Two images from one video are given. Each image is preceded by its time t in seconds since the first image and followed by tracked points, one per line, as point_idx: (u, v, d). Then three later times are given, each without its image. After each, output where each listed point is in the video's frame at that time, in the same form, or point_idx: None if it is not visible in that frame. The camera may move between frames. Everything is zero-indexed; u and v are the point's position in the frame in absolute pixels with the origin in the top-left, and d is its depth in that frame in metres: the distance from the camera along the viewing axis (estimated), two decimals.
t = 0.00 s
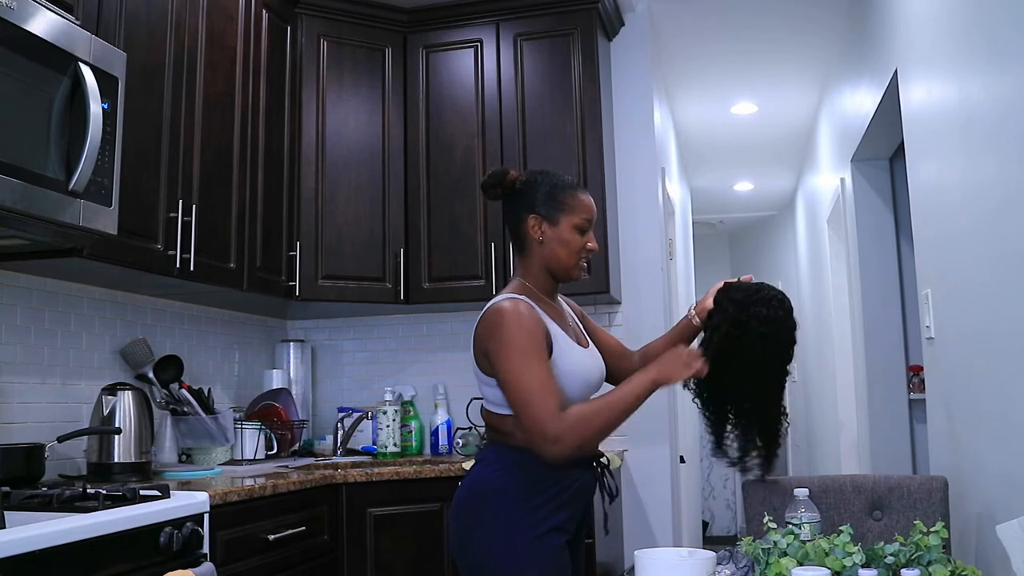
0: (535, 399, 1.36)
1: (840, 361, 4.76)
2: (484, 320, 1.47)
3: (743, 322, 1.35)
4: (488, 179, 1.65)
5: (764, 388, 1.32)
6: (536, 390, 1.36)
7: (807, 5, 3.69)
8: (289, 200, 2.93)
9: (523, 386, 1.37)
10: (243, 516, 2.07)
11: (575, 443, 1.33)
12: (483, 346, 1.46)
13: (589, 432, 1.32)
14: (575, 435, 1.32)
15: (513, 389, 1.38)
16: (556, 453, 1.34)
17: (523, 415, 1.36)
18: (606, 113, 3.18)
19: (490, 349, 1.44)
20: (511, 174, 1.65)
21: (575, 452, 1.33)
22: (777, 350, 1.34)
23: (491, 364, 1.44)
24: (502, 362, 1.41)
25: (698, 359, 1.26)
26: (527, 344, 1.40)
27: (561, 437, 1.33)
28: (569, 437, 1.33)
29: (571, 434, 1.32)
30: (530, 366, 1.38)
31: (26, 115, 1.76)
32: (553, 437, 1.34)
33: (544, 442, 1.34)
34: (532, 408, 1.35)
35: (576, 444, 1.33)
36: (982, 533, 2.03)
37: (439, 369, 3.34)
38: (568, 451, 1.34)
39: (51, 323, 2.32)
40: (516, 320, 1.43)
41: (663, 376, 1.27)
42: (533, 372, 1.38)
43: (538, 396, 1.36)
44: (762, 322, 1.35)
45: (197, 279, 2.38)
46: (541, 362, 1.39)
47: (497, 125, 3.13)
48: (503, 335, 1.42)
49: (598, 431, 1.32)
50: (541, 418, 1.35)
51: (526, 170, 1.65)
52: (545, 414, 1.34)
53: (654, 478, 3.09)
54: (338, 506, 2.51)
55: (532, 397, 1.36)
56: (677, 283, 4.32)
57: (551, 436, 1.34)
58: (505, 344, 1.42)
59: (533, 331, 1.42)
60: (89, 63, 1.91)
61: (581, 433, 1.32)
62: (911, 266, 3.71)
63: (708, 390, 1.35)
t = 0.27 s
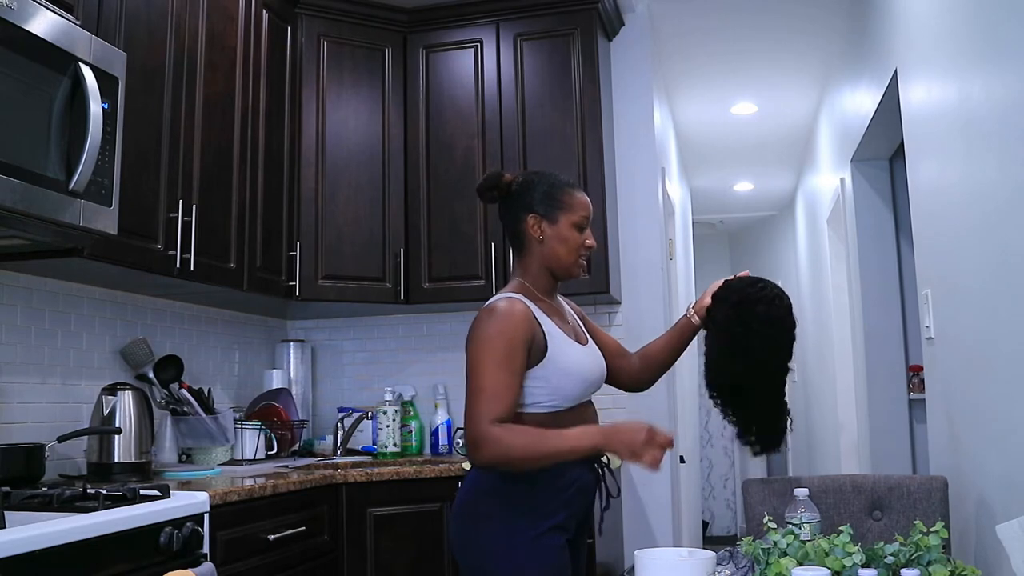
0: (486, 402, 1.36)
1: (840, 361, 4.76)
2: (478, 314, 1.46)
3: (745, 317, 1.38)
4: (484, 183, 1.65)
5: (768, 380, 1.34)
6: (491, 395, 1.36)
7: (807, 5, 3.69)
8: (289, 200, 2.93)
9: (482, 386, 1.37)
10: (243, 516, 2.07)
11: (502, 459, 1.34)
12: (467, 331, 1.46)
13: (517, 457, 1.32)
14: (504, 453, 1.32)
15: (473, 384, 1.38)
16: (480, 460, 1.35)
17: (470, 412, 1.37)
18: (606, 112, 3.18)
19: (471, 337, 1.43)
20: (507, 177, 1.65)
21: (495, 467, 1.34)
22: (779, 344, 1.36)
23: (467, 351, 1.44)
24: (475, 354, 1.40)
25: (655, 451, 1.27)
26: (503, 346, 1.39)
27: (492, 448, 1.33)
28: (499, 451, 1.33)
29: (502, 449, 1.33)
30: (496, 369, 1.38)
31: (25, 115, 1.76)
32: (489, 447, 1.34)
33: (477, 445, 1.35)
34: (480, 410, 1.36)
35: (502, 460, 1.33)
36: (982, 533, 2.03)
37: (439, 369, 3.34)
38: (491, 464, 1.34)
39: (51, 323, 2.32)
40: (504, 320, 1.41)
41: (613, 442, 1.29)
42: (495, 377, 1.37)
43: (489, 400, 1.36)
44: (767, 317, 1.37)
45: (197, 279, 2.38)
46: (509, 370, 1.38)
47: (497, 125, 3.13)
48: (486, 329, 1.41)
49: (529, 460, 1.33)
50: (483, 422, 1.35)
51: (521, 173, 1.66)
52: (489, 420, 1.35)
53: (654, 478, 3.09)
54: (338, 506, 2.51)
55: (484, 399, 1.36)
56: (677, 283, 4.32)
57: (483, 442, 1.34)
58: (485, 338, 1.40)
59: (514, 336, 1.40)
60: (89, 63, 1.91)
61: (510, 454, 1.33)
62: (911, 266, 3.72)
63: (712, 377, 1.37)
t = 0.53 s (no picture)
0: (515, 400, 1.36)
1: (841, 361, 4.76)
2: (475, 318, 1.47)
3: (743, 327, 1.36)
4: (479, 184, 1.66)
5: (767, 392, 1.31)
6: (516, 392, 1.37)
7: (807, 5, 3.69)
8: (289, 200, 2.93)
9: (505, 387, 1.38)
10: (243, 516, 2.07)
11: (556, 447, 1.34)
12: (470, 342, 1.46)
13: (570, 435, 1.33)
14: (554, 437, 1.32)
15: (496, 390, 1.38)
16: (535, 455, 1.35)
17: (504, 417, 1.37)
18: (606, 112, 3.18)
19: (478, 347, 1.44)
20: (501, 178, 1.66)
21: (552, 451, 1.33)
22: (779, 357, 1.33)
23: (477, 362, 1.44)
24: (487, 362, 1.41)
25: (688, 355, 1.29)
26: (513, 344, 1.40)
27: (543, 438, 1.34)
28: (550, 438, 1.33)
29: (551, 436, 1.33)
30: (512, 368, 1.39)
31: (25, 115, 1.76)
32: (539, 438, 1.34)
33: (529, 441, 1.34)
34: (513, 410, 1.36)
35: (557, 447, 1.33)
36: (982, 533, 2.03)
37: (439, 368, 3.34)
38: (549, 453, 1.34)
39: (51, 323, 2.32)
40: (505, 320, 1.42)
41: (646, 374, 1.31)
42: (516, 374, 1.38)
43: (519, 397, 1.36)
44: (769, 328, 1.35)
45: (197, 279, 2.38)
46: (525, 363, 1.39)
47: (496, 125, 3.13)
48: (490, 334, 1.42)
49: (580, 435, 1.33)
50: (522, 419, 1.35)
51: (516, 173, 1.66)
52: (525, 416, 1.35)
53: (654, 478, 3.10)
54: (338, 506, 2.51)
55: (513, 398, 1.37)
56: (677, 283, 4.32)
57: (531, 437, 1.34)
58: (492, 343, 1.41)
59: (519, 333, 1.41)
60: (89, 63, 1.91)
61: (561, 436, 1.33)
62: (911, 266, 3.72)
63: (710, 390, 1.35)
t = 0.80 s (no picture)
0: (563, 385, 1.37)
1: (841, 361, 4.76)
2: (485, 322, 1.48)
3: (734, 348, 1.38)
4: (478, 183, 1.66)
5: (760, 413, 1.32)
6: (563, 376, 1.38)
7: (807, 5, 3.69)
8: (289, 200, 2.93)
9: (549, 376, 1.39)
10: (243, 516, 2.07)
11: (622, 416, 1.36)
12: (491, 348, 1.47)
13: (633, 401, 1.36)
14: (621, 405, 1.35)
15: (540, 382, 1.39)
16: (606, 428, 1.36)
17: (559, 404, 1.38)
18: (606, 112, 3.18)
19: (502, 350, 1.44)
20: (500, 177, 1.66)
21: (623, 418, 1.36)
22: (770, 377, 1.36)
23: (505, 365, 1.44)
24: (519, 360, 1.41)
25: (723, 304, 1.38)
26: (539, 335, 1.42)
27: (608, 411, 1.36)
28: (616, 409, 1.35)
29: (616, 407, 1.35)
30: (549, 355, 1.40)
31: (26, 115, 1.76)
32: (602, 412, 1.36)
33: (596, 420, 1.36)
34: (567, 395, 1.37)
35: (623, 416, 1.36)
36: (982, 533, 2.03)
37: (439, 368, 3.34)
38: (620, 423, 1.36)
39: (51, 323, 2.32)
40: (521, 317, 1.44)
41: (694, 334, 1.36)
42: (556, 360, 1.40)
43: (569, 380, 1.38)
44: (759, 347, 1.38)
45: (197, 279, 2.38)
46: (560, 350, 1.41)
47: (496, 125, 3.13)
48: (513, 333, 1.43)
49: (644, 398, 1.36)
50: (580, 400, 1.36)
51: (515, 173, 1.66)
52: (582, 396, 1.36)
53: (655, 478, 3.10)
54: (338, 506, 2.50)
55: (562, 382, 1.38)
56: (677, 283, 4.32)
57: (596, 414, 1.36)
58: (517, 341, 1.43)
59: (538, 324, 1.43)
60: (89, 63, 1.91)
61: (624, 404, 1.36)
62: (911, 266, 3.72)
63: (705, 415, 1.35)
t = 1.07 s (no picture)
0: (541, 398, 1.36)
1: (840, 361, 4.76)
2: (490, 320, 1.49)
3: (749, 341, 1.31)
4: (489, 179, 1.65)
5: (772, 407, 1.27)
6: (543, 390, 1.36)
7: (807, 6, 3.69)
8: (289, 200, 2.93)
9: (532, 386, 1.37)
10: (244, 516, 2.07)
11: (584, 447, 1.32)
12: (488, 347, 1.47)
13: (599, 436, 1.31)
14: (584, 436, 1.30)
15: (522, 389, 1.38)
16: (563, 456, 1.33)
17: (530, 415, 1.36)
18: (606, 112, 3.18)
19: (497, 350, 1.45)
20: (512, 175, 1.66)
21: (587, 451, 1.32)
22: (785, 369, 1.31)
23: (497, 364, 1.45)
24: (511, 363, 1.41)
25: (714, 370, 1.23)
26: (536, 344, 1.42)
27: (569, 438, 1.32)
28: (577, 438, 1.32)
29: (578, 436, 1.31)
30: (539, 366, 1.39)
31: (26, 115, 1.76)
32: (567, 439, 1.32)
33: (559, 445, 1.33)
34: (539, 409, 1.35)
35: (582, 448, 1.32)
36: (982, 533, 2.03)
37: (439, 369, 3.34)
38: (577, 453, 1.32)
39: (51, 323, 2.32)
40: (525, 322, 1.44)
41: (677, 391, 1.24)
42: (543, 372, 1.38)
43: (547, 395, 1.36)
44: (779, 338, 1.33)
45: (197, 279, 2.38)
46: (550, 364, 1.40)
47: (497, 125, 3.13)
48: (512, 334, 1.43)
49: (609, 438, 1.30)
50: (549, 418, 1.34)
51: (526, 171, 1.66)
52: (553, 415, 1.34)
53: (655, 478, 3.10)
54: (338, 506, 2.51)
55: (539, 395, 1.36)
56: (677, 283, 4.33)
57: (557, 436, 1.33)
58: (515, 344, 1.43)
59: (538, 333, 1.43)
60: (89, 63, 1.91)
61: (587, 437, 1.31)
62: (911, 266, 3.72)
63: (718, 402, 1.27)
